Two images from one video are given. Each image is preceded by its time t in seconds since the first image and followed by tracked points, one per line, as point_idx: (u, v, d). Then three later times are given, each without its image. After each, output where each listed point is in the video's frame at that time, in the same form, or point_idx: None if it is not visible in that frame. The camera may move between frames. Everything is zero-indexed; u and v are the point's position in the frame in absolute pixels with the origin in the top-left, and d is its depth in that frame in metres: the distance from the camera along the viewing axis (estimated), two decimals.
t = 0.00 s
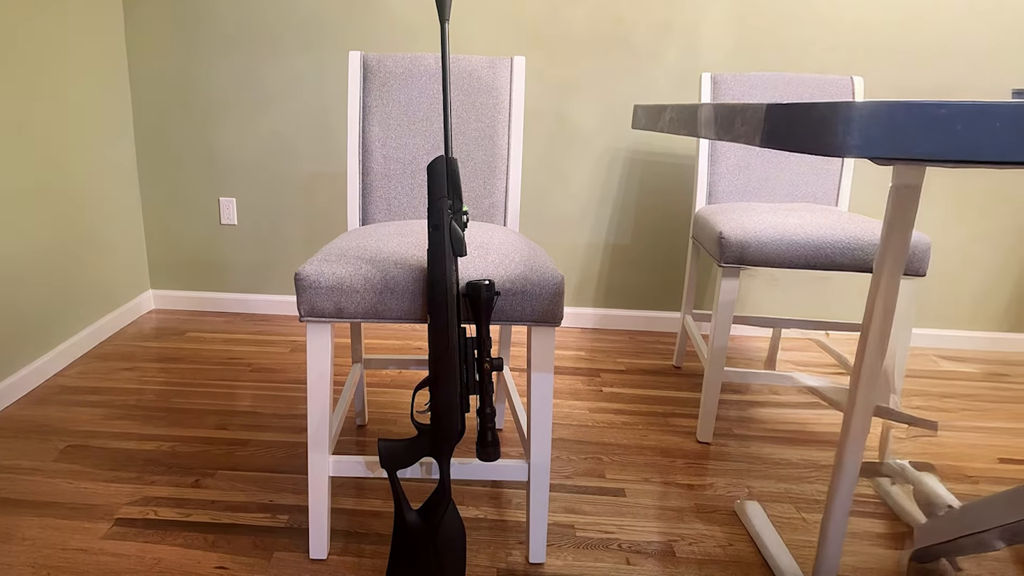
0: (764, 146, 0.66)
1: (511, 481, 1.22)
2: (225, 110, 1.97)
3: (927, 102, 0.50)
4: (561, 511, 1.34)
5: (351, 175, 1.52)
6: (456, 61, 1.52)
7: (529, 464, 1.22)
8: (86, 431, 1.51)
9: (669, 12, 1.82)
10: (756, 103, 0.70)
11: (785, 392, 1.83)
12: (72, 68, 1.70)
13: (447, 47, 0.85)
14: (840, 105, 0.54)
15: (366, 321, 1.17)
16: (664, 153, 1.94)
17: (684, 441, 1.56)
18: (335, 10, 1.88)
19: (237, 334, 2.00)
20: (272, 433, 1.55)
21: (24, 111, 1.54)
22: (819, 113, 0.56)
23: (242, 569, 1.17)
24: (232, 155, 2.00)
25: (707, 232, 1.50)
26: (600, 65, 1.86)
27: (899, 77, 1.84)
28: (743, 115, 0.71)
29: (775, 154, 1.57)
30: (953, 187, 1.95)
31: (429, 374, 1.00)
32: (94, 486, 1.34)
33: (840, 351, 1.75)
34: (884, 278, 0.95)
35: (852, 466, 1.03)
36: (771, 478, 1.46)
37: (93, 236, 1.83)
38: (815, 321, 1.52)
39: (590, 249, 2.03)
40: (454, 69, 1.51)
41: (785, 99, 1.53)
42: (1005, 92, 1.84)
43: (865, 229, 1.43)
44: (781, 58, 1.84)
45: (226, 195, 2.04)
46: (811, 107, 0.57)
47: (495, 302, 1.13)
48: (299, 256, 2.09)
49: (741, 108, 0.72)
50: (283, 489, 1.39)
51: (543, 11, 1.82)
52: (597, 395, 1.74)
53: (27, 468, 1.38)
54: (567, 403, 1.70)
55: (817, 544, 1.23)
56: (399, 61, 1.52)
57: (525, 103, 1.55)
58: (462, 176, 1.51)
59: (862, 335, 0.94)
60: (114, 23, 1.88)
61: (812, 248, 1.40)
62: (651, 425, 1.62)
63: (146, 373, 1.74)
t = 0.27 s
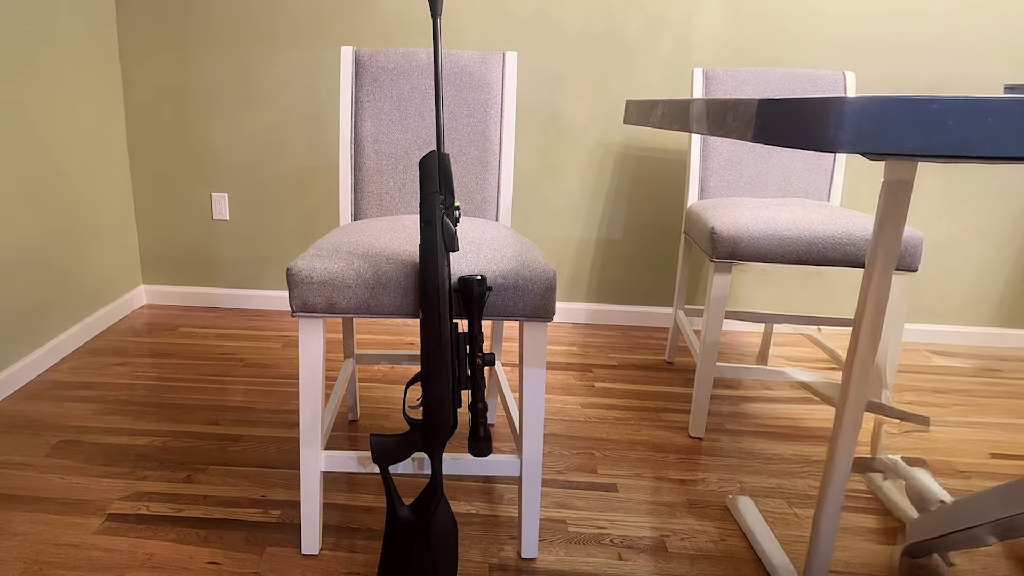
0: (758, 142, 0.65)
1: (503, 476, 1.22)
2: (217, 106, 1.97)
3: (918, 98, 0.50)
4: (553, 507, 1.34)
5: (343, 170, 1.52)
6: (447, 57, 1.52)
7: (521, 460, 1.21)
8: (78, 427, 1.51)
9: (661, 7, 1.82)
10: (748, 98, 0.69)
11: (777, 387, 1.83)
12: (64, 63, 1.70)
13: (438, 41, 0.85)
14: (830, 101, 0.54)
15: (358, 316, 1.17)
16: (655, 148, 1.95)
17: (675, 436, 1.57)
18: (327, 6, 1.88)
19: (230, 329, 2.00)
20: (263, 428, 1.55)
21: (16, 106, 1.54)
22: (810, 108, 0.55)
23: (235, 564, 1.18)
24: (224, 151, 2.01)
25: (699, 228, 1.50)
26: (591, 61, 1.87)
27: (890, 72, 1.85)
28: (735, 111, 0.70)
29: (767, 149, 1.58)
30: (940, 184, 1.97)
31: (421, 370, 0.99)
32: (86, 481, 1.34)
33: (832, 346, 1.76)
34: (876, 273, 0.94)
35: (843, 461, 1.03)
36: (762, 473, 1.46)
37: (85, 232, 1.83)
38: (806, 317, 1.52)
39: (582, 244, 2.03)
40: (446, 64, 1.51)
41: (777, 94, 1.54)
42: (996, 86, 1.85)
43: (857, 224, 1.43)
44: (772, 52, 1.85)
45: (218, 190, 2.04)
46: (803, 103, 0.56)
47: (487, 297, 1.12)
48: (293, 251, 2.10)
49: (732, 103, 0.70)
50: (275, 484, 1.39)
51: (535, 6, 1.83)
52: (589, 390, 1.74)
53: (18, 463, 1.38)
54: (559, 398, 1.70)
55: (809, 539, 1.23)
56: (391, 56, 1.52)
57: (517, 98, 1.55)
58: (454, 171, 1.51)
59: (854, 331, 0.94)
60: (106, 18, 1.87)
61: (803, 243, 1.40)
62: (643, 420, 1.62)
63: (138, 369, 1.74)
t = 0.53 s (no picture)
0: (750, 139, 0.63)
1: (495, 472, 1.21)
2: (210, 101, 1.97)
3: (911, 94, 0.50)
4: (544, 502, 1.34)
5: (335, 166, 1.52)
6: (439, 52, 1.51)
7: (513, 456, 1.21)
8: (70, 422, 1.51)
9: (653, 2, 1.83)
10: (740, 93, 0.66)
11: (769, 383, 1.84)
12: (56, 57, 1.70)
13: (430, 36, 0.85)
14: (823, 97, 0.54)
15: (351, 312, 1.16)
16: (647, 144, 1.95)
17: (667, 431, 1.57)
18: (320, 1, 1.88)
19: (222, 325, 2.00)
20: (255, 424, 1.55)
21: (8, 101, 1.54)
22: (802, 102, 0.54)
23: (227, 560, 1.18)
24: (216, 146, 2.01)
25: (692, 224, 1.50)
26: (583, 56, 1.87)
27: (881, 68, 1.85)
28: (727, 107, 0.66)
29: (759, 145, 1.59)
30: (936, 175, 1.97)
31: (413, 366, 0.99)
32: (78, 477, 1.34)
33: (824, 341, 1.77)
34: (869, 270, 0.93)
35: (836, 458, 1.02)
36: (754, 469, 1.46)
37: (77, 228, 1.83)
38: (798, 312, 1.52)
39: (574, 239, 2.03)
40: (438, 59, 1.51)
41: (769, 90, 1.54)
42: (987, 82, 1.86)
43: (848, 220, 1.43)
44: (763, 48, 1.85)
45: (210, 186, 2.05)
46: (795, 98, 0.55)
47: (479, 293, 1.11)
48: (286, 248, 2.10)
49: (724, 99, 0.67)
50: (267, 480, 1.39)
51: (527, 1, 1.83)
52: (580, 385, 1.74)
53: (9, 459, 1.38)
54: (551, 394, 1.70)
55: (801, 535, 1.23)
56: (383, 52, 1.52)
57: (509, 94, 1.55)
58: (446, 167, 1.51)
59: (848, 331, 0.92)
60: (98, 13, 1.87)
61: (796, 239, 1.40)
62: (635, 416, 1.62)
63: (130, 364, 1.74)
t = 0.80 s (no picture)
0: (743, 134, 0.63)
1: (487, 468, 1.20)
2: (202, 97, 1.97)
3: (903, 89, 0.49)
4: (536, 498, 1.34)
5: (327, 161, 1.52)
6: (431, 48, 1.51)
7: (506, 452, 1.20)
8: (62, 418, 1.51)
9: None
10: (732, 90, 0.65)
11: (761, 378, 1.84)
12: (48, 52, 1.71)
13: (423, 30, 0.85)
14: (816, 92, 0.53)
15: (343, 309, 1.15)
16: (640, 140, 1.96)
17: (659, 427, 1.57)
18: None
19: (214, 321, 2.00)
20: (247, 420, 1.55)
21: None
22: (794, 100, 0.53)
23: (219, 556, 1.17)
24: (209, 142, 2.01)
25: (684, 220, 1.50)
26: (575, 52, 1.88)
27: (873, 63, 1.86)
28: (718, 103, 0.66)
29: (751, 140, 1.59)
30: (927, 172, 1.98)
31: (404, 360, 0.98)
32: (70, 473, 1.34)
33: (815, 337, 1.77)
34: (861, 264, 0.92)
35: (828, 453, 1.00)
36: (747, 464, 1.46)
37: (68, 224, 1.83)
38: (790, 308, 1.52)
39: (566, 235, 2.04)
40: (430, 55, 1.51)
41: (761, 86, 1.54)
42: (978, 77, 1.86)
43: (840, 215, 1.43)
44: (755, 44, 1.86)
45: (202, 181, 2.05)
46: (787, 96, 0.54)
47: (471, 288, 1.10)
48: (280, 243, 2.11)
49: (716, 95, 0.66)
50: (259, 475, 1.39)
51: None
52: (572, 381, 1.74)
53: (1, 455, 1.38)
54: (543, 389, 1.70)
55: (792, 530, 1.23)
56: (374, 47, 1.52)
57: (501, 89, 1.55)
58: (438, 162, 1.51)
59: (839, 326, 0.91)
60: (91, 9, 1.87)
61: (788, 235, 1.40)
62: (627, 411, 1.62)
63: (122, 360, 1.74)
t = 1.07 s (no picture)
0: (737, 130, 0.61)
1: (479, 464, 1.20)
2: (195, 93, 1.97)
3: (893, 86, 0.47)
4: (528, 494, 1.34)
5: (319, 157, 1.52)
6: (423, 44, 1.51)
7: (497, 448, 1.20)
8: (54, 414, 1.51)
9: None
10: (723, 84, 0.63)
11: (753, 374, 1.85)
12: (40, 47, 1.71)
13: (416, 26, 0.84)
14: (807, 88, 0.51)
15: (335, 305, 1.14)
16: (632, 136, 1.96)
17: (651, 423, 1.57)
18: None
19: (206, 316, 2.00)
20: (239, 416, 1.55)
21: None
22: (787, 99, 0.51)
23: (211, 551, 1.17)
24: (201, 138, 2.01)
25: (676, 216, 1.50)
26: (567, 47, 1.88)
27: (864, 58, 1.86)
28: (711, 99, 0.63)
29: (743, 136, 1.60)
30: (919, 168, 1.98)
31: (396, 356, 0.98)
32: (62, 469, 1.34)
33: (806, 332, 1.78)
34: (853, 259, 0.92)
35: (819, 449, 1.00)
36: (739, 460, 1.46)
37: (60, 219, 1.83)
38: (780, 304, 1.52)
39: (558, 231, 2.04)
40: (422, 51, 1.51)
41: (753, 81, 1.54)
42: (969, 73, 1.86)
43: (832, 211, 1.43)
44: (746, 39, 1.86)
45: (194, 177, 2.05)
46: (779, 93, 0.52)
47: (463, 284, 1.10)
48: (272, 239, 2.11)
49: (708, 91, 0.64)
50: (251, 471, 1.39)
51: None
52: (564, 376, 1.75)
53: None
54: (535, 385, 1.70)
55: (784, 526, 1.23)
56: (367, 43, 1.52)
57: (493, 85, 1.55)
58: (430, 158, 1.51)
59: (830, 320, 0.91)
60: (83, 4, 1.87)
61: (780, 231, 1.40)
62: (619, 407, 1.62)
63: (114, 356, 1.74)
